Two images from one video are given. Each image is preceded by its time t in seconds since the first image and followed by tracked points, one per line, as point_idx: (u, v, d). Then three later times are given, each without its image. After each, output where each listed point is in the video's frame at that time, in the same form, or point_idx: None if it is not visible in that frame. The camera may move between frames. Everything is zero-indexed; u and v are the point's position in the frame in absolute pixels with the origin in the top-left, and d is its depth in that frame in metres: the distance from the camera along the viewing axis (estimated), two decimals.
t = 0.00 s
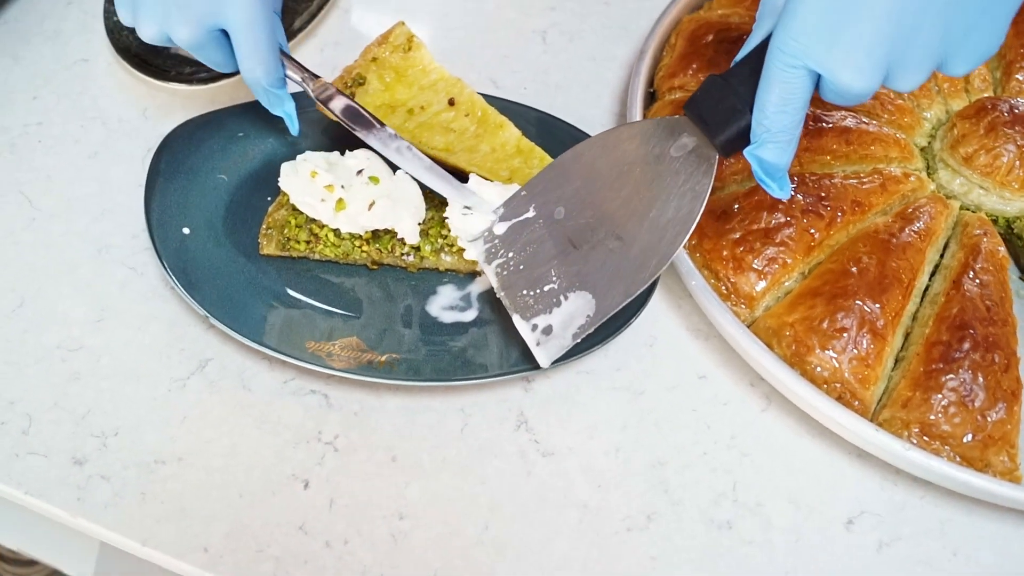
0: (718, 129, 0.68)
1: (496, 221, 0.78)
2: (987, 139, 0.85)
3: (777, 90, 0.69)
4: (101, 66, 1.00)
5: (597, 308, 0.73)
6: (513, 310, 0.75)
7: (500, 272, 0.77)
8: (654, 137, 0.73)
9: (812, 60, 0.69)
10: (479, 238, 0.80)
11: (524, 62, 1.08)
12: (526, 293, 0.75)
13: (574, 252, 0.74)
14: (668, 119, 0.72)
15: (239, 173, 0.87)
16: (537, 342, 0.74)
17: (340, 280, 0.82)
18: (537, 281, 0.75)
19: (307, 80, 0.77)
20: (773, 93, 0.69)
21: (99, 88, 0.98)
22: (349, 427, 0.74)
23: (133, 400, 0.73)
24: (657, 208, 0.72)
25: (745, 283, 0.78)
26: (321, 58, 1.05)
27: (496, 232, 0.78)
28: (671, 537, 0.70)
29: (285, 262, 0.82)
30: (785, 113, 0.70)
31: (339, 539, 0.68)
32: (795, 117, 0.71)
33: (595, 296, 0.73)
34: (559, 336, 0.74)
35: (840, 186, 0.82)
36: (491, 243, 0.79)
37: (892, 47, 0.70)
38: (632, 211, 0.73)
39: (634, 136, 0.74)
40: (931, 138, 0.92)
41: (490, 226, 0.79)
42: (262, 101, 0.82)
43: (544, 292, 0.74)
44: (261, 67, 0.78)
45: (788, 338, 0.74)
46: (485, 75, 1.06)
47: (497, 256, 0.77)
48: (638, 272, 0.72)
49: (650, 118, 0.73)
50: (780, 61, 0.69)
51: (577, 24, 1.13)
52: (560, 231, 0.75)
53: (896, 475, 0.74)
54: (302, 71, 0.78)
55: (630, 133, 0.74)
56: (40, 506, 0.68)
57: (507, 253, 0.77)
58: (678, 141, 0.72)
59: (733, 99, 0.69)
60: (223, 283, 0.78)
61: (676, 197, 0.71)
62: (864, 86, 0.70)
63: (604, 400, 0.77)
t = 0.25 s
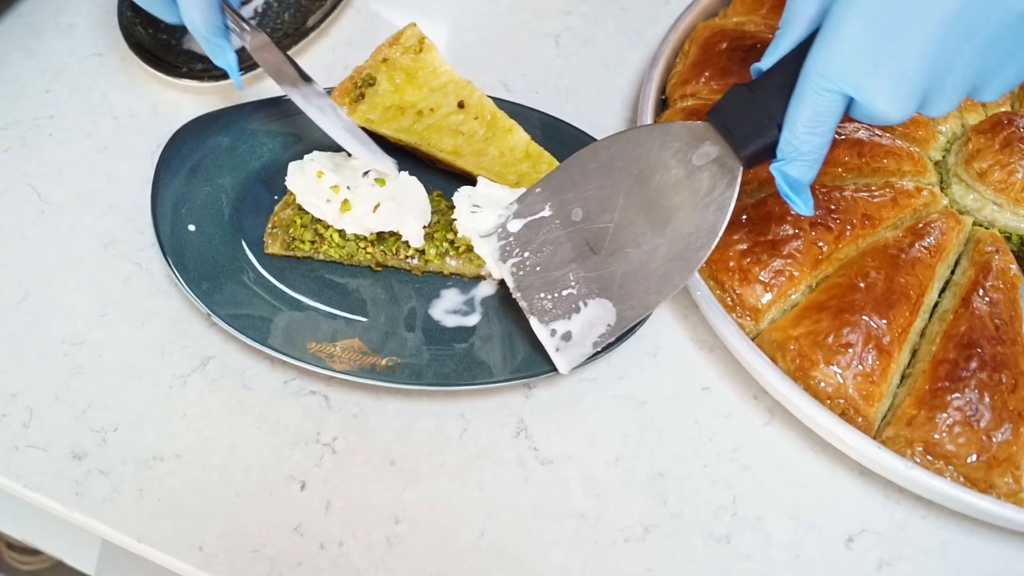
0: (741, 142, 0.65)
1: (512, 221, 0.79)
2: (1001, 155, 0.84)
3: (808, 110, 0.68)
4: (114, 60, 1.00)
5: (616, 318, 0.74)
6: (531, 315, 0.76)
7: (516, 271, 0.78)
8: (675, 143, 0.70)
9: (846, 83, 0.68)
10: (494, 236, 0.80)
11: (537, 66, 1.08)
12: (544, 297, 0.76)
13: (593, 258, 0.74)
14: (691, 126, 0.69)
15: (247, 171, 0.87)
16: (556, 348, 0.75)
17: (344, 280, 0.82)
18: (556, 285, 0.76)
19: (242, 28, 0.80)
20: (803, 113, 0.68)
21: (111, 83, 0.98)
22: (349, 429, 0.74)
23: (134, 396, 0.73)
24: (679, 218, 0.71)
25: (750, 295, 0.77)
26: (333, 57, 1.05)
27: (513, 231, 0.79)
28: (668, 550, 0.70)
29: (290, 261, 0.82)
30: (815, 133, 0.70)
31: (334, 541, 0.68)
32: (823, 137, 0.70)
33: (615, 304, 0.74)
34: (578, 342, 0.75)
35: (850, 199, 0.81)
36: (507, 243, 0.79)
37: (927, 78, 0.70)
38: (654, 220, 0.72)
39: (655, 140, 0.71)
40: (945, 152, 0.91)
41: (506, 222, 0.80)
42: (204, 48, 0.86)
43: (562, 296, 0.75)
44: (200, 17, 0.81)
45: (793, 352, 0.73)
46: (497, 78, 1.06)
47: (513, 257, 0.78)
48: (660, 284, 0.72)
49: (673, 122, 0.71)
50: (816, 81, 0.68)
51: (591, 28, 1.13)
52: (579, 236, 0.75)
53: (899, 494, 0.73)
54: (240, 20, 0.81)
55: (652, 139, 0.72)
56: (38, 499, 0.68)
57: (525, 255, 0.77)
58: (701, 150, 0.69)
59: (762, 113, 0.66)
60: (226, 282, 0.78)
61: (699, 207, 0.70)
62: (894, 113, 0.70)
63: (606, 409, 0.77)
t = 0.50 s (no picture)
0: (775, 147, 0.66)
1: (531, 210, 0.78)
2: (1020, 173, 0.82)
3: (850, 115, 0.65)
4: (130, 55, 1.00)
5: (640, 318, 0.73)
6: (551, 310, 0.75)
7: (535, 264, 0.76)
8: (705, 142, 0.70)
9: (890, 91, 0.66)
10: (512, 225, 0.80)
11: (552, 71, 1.07)
12: (564, 293, 0.75)
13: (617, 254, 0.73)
14: (723, 125, 0.69)
15: (257, 170, 0.87)
16: (576, 346, 0.74)
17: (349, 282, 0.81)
18: (577, 281, 0.74)
19: None
20: (844, 119, 0.65)
21: (126, 77, 0.98)
22: (349, 432, 0.73)
23: (136, 391, 0.73)
24: (707, 218, 0.71)
25: (758, 309, 0.76)
26: (348, 57, 1.04)
27: (533, 222, 0.78)
28: (666, 565, 0.69)
29: (296, 261, 0.82)
30: (854, 139, 0.67)
31: (329, 544, 0.68)
32: (862, 143, 0.67)
33: (639, 303, 0.73)
34: (600, 341, 0.74)
35: (863, 214, 0.79)
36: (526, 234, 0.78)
37: (972, 92, 0.68)
38: (681, 218, 0.71)
39: (684, 139, 0.71)
40: (963, 169, 0.90)
41: (526, 213, 0.79)
42: None
43: (583, 293, 0.74)
44: None
45: (799, 368, 0.73)
46: (512, 82, 1.05)
47: (533, 249, 0.77)
48: (687, 283, 0.71)
49: (703, 120, 0.71)
50: (860, 86, 0.65)
51: (609, 34, 1.12)
52: (602, 230, 0.74)
53: (904, 516, 0.72)
54: None
55: (682, 136, 0.71)
56: (36, 492, 0.69)
57: (545, 247, 0.76)
58: (731, 149, 0.69)
59: (799, 119, 0.65)
60: (231, 280, 0.78)
61: (727, 209, 0.70)
62: (938, 126, 0.68)
63: (608, 420, 0.76)
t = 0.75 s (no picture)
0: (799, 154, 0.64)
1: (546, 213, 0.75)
2: None
3: (878, 122, 0.65)
4: (145, 50, 1.00)
5: (656, 325, 0.71)
6: (564, 315, 0.73)
7: (550, 268, 0.74)
8: (728, 147, 0.69)
9: (919, 100, 0.66)
10: (527, 226, 0.76)
11: (567, 76, 1.06)
12: (579, 298, 0.72)
13: (635, 259, 0.71)
14: (749, 131, 0.68)
15: (267, 168, 0.87)
16: (590, 352, 0.72)
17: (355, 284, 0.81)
18: (593, 287, 0.72)
19: None
20: (873, 124, 0.65)
21: (140, 72, 0.98)
22: (350, 435, 0.73)
23: (139, 387, 0.73)
24: (727, 224, 0.69)
25: (766, 322, 0.75)
26: (362, 57, 1.04)
27: (546, 224, 0.75)
28: None
29: (302, 262, 0.82)
30: (882, 148, 0.67)
31: (327, 547, 0.67)
32: (888, 152, 0.67)
33: (656, 310, 0.71)
34: (614, 348, 0.72)
35: (877, 228, 0.78)
36: (538, 234, 0.75)
37: (996, 106, 0.70)
38: (700, 223, 0.70)
39: (706, 144, 0.70)
40: (980, 185, 0.88)
41: (540, 216, 0.76)
42: None
43: (599, 298, 0.72)
44: None
45: (806, 384, 0.72)
46: (526, 86, 1.05)
47: (547, 250, 0.74)
48: (705, 291, 0.69)
49: (728, 125, 0.70)
50: (888, 94, 0.66)
51: (625, 40, 1.11)
52: (620, 234, 0.72)
53: (909, 537, 0.71)
54: None
55: (705, 141, 0.70)
56: (37, 486, 0.69)
57: (559, 249, 0.74)
58: (756, 155, 0.68)
59: (825, 126, 0.64)
60: (237, 279, 0.78)
61: (749, 215, 0.68)
62: (965, 137, 0.69)
63: (611, 430, 0.75)
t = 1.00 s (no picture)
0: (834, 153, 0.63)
1: (565, 203, 0.71)
2: None
3: (919, 122, 0.65)
4: (162, 45, 1.01)
5: (683, 323, 0.68)
6: (584, 313, 0.69)
7: (569, 263, 0.70)
8: (756, 145, 0.67)
9: (963, 100, 0.66)
10: (542, 219, 0.73)
11: (583, 80, 1.06)
12: (600, 295, 0.69)
13: (660, 255, 0.68)
14: (779, 126, 0.66)
15: (279, 166, 0.87)
16: (611, 352, 0.69)
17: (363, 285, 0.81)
18: (615, 283, 0.68)
19: None
20: (914, 125, 0.64)
21: (156, 67, 0.99)
22: (353, 437, 0.73)
23: (144, 383, 0.73)
24: (755, 224, 0.66)
25: (776, 336, 0.74)
26: (379, 57, 1.04)
27: (564, 216, 0.71)
28: None
29: (311, 261, 0.82)
30: (921, 148, 0.66)
31: (325, 550, 0.67)
32: (927, 152, 0.67)
33: (682, 308, 0.67)
34: (636, 348, 0.69)
35: (891, 244, 0.76)
36: (556, 228, 0.71)
37: None
38: (727, 221, 0.67)
39: (735, 138, 0.67)
40: (999, 202, 0.87)
41: (558, 206, 0.72)
42: None
43: (620, 296, 0.68)
44: None
45: (814, 400, 0.71)
46: (541, 90, 1.04)
47: (566, 245, 0.70)
48: (734, 290, 0.67)
49: (756, 120, 0.67)
50: (932, 92, 0.65)
51: (643, 46, 1.10)
52: (644, 228, 0.68)
53: (914, 559, 0.70)
54: None
55: (732, 136, 0.68)
56: (38, 479, 0.69)
57: (579, 243, 0.70)
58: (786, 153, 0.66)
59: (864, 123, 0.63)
60: (245, 277, 0.78)
61: (778, 215, 0.66)
62: (1006, 139, 0.69)
63: (616, 441, 0.74)
